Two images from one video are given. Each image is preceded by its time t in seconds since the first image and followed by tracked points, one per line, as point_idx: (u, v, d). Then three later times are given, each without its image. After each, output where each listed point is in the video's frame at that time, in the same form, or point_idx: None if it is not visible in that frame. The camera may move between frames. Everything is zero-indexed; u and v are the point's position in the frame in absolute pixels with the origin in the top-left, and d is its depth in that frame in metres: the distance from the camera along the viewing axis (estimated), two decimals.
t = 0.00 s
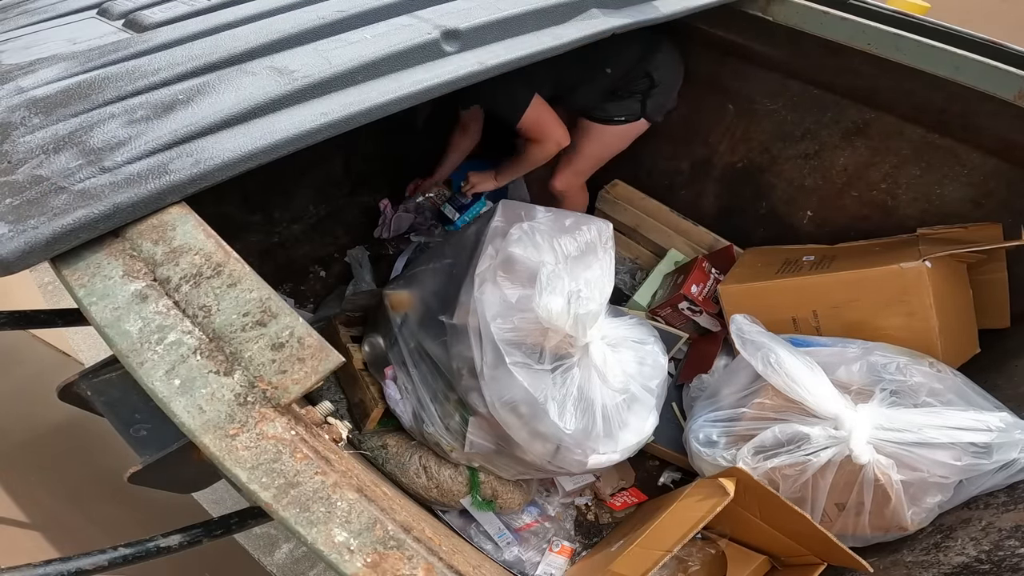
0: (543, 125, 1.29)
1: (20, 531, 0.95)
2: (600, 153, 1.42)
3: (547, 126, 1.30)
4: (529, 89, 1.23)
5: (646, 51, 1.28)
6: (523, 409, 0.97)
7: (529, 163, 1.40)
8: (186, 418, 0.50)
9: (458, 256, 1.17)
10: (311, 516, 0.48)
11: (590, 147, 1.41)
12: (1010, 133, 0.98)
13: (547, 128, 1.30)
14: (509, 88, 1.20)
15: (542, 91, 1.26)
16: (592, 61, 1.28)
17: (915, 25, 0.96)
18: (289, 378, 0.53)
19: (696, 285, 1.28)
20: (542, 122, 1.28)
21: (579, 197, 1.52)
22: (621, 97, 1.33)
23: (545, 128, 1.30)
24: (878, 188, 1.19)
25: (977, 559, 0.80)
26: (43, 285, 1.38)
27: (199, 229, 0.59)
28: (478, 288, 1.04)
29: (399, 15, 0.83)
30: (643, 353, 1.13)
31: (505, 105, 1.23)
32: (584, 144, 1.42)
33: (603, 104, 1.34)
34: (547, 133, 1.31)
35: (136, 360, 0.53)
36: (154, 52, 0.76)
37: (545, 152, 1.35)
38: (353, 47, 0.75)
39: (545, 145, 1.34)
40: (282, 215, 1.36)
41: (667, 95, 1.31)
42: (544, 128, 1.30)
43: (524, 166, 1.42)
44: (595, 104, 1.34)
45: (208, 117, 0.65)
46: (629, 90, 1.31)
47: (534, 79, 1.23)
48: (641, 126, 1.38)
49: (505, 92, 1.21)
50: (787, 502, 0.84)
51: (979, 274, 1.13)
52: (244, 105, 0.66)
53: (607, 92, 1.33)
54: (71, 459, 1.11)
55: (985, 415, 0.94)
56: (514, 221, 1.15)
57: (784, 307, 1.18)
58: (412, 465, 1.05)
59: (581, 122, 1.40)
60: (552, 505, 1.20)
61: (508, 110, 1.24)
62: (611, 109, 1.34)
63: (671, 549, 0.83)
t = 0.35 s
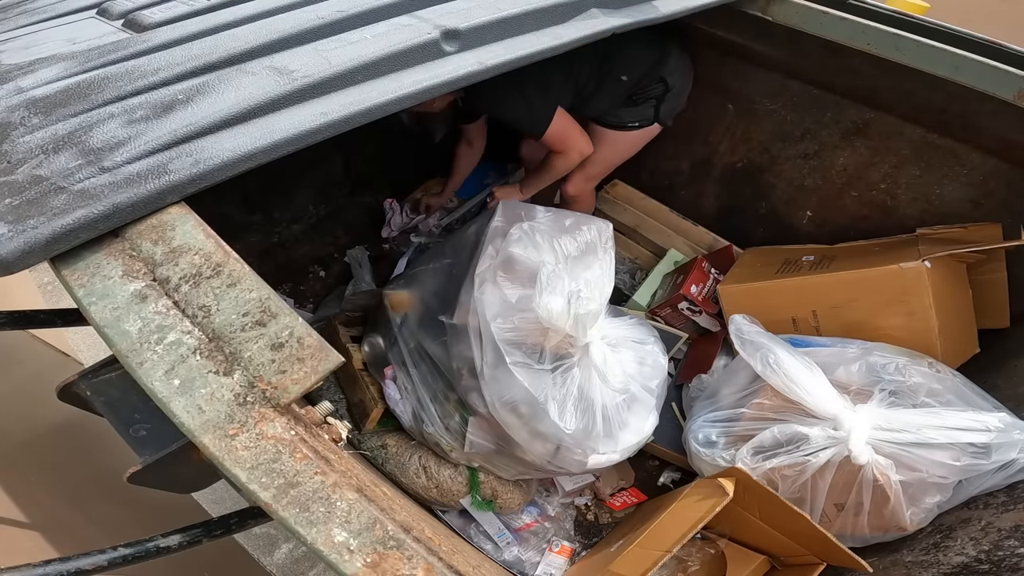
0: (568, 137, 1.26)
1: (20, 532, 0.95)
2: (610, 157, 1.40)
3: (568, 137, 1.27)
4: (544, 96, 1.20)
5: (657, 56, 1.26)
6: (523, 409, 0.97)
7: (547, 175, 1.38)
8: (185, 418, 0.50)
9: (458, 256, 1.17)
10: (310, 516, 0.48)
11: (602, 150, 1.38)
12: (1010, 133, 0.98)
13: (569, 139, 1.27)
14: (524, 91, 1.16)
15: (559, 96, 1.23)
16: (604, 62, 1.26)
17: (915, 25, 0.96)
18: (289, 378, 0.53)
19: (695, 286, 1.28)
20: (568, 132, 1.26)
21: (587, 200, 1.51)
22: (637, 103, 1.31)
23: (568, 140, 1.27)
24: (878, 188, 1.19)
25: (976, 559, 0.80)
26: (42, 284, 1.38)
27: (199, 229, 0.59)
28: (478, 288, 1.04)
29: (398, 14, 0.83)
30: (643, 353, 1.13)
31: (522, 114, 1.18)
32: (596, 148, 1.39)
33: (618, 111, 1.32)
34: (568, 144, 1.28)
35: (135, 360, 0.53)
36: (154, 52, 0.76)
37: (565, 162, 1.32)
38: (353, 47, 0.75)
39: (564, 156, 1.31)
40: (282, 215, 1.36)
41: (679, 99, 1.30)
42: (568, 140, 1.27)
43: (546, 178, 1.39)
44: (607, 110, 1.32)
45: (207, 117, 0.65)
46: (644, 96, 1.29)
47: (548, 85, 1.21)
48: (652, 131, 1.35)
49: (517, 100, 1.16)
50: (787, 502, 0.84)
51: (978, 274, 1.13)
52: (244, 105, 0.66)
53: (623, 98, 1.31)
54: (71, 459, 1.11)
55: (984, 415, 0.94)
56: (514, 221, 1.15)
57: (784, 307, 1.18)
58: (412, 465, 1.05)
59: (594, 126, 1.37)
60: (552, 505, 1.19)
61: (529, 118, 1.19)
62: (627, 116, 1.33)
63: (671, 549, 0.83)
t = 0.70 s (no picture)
0: (569, 130, 1.25)
1: (19, 532, 0.95)
2: (616, 154, 1.40)
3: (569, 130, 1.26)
4: (556, 89, 1.19)
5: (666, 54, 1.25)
6: (522, 409, 0.97)
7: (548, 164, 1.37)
8: (185, 418, 0.50)
9: (457, 256, 1.17)
10: (310, 516, 0.48)
11: (607, 146, 1.38)
12: (1009, 134, 0.98)
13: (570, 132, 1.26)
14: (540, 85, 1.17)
15: (570, 90, 1.22)
16: (617, 55, 1.24)
17: (914, 26, 0.96)
18: (288, 378, 0.53)
19: (694, 286, 1.28)
20: (570, 125, 1.25)
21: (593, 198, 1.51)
22: (643, 101, 1.29)
23: (569, 133, 1.26)
24: (877, 188, 1.19)
25: (975, 559, 0.80)
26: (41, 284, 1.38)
27: (198, 229, 0.59)
28: (478, 288, 1.04)
29: (397, 15, 0.83)
30: (642, 353, 1.13)
31: (535, 109, 1.19)
32: (602, 143, 1.38)
33: (625, 107, 1.30)
34: (569, 137, 1.28)
35: (134, 360, 0.53)
36: (153, 52, 0.76)
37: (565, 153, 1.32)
38: (352, 47, 0.75)
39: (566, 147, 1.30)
40: (281, 215, 1.36)
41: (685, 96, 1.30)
42: (569, 133, 1.26)
43: (545, 169, 1.38)
44: (613, 107, 1.30)
45: (206, 117, 0.65)
46: (652, 93, 1.28)
47: (561, 79, 1.20)
48: (657, 128, 1.36)
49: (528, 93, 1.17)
50: (787, 501, 0.84)
51: (977, 275, 1.13)
52: (242, 105, 0.66)
53: (630, 95, 1.29)
54: (70, 459, 1.11)
55: (983, 416, 0.94)
56: (514, 221, 1.15)
57: (783, 307, 1.18)
58: (412, 465, 1.05)
59: (598, 122, 1.36)
60: (551, 505, 1.19)
61: (542, 114, 1.20)
62: (633, 113, 1.31)
63: (671, 549, 0.82)
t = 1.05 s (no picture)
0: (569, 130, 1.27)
1: (18, 533, 0.95)
2: (614, 154, 1.40)
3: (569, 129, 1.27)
4: (561, 86, 1.19)
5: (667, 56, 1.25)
6: (522, 409, 0.97)
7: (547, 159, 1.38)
8: (184, 418, 0.50)
9: (457, 256, 1.17)
10: (309, 516, 0.48)
11: (605, 146, 1.38)
12: (1008, 134, 0.98)
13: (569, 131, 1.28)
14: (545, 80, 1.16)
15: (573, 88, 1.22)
16: (619, 55, 1.24)
17: (913, 25, 0.96)
18: (288, 378, 0.53)
19: (694, 286, 1.28)
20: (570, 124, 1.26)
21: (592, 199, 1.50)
22: (643, 101, 1.30)
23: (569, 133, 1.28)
24: (876, 188, 1.19)
25: (974, 559, 0.80)
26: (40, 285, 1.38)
27: (197, 228, 0.59)
28: (478, 288, 1.04)
29: (396, 14, 0.83)
30: (642, 353, 1.13)
31: (539, 106, 1.19)
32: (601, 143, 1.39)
33: (623, 108, 1.31)
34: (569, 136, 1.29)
35: (133, 360, 0.53)
36: (152, 52, 0.76)
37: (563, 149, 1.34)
38: (351, 47, 0.75)
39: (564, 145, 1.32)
40: (280, 215, 1.36)
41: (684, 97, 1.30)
42: (569, 132, 1.28)
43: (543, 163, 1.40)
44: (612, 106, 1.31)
45: (206, 117, 0.65)
46: (651, 94, 1.28)
47: (566, 76, 1.19)
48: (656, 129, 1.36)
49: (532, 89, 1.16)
50: (786, 501, 0.84)
51: (976, 275, 1.13)
52: (242, 105, 0.66)
53: (630, 95, 1.29)
54: (69, 459, 1.11)
55: (981, 416, 0.94)
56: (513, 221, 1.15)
57: (782, 307, 1.18)
58: (411, 465, 1.05)
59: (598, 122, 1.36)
60: (551, 505, 1.19)
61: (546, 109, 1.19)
62: (631, 113, 1.32)
63: (670, 549, 0.82)
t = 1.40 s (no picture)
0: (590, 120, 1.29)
1: (18, 533, 0.95)
2: (602, 154, 1.42)
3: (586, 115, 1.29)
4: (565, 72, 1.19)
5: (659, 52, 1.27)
6: (522, 409, 0.97)
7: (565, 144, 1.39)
8: (184, 418, 0.50)
9: (456, 256, 1.17)
10: (309, 516, 0.48)
11: (596, 145, 1.40)
12: (1008, 134, 0.98)
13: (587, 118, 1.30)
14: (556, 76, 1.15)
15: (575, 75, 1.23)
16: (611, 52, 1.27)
17: (913, 26, 0.96)
18: (288, 378, 0.53)
19: (694, 286, 1.29)
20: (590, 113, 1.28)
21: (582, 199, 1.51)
22: (637, 97, 1.30)
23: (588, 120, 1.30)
24: (876, 188, 1.19)
25: (974, 559, 0.80)
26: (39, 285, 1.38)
27: (197, 228, 0.59)
28: (478, 288, 1.04)
29: (396, 14, 0.83)
30: (642, 353, 1.13)
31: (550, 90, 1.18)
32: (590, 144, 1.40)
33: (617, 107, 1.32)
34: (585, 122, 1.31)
35: (133, 360, 0.53)
36: (152, 52, 0.76)
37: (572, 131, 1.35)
38: (351, 47, 0.75)
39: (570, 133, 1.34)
40: (280, 215, 1.36)
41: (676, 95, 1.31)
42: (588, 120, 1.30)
43: (560, 149, 1.40)
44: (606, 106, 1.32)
45: (206, 117, 0.65)
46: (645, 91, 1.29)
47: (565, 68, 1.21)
48: (645, 128, 1.38)
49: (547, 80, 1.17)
50: (786, 501, 0.84)
51: (975, 275, 1.13)
52: (242, 104, 0.66)
53: (624, 91, 1.30)
54: (69, 459, 1.11)
55: (981, 416, 0.94)
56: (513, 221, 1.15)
57: (782, 307, 1.18)
58: (411, 466, 1.04)
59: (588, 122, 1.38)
60: (551, 505, 1.19)
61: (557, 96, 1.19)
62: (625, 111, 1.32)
63: (670, 549, 0.82)
